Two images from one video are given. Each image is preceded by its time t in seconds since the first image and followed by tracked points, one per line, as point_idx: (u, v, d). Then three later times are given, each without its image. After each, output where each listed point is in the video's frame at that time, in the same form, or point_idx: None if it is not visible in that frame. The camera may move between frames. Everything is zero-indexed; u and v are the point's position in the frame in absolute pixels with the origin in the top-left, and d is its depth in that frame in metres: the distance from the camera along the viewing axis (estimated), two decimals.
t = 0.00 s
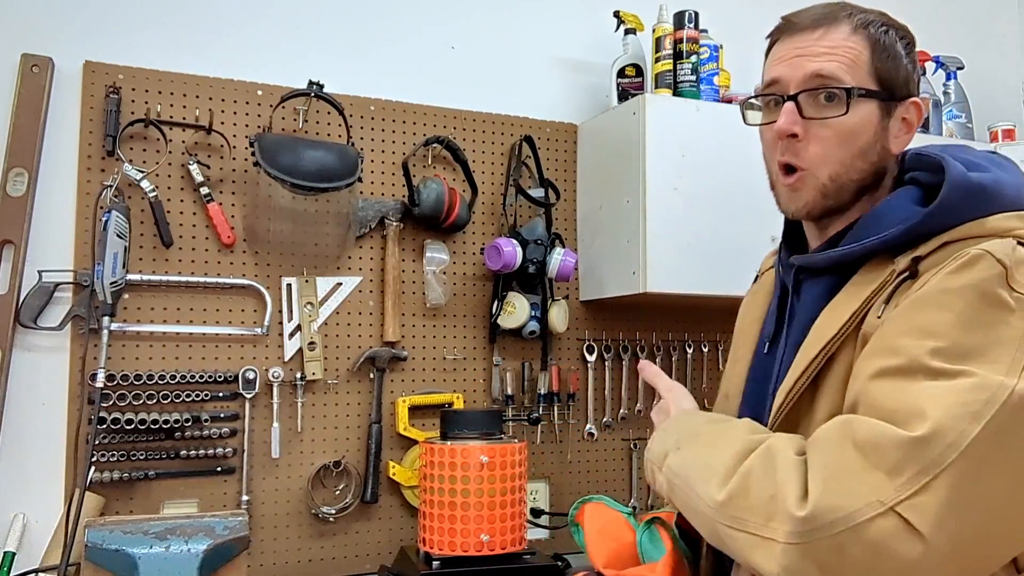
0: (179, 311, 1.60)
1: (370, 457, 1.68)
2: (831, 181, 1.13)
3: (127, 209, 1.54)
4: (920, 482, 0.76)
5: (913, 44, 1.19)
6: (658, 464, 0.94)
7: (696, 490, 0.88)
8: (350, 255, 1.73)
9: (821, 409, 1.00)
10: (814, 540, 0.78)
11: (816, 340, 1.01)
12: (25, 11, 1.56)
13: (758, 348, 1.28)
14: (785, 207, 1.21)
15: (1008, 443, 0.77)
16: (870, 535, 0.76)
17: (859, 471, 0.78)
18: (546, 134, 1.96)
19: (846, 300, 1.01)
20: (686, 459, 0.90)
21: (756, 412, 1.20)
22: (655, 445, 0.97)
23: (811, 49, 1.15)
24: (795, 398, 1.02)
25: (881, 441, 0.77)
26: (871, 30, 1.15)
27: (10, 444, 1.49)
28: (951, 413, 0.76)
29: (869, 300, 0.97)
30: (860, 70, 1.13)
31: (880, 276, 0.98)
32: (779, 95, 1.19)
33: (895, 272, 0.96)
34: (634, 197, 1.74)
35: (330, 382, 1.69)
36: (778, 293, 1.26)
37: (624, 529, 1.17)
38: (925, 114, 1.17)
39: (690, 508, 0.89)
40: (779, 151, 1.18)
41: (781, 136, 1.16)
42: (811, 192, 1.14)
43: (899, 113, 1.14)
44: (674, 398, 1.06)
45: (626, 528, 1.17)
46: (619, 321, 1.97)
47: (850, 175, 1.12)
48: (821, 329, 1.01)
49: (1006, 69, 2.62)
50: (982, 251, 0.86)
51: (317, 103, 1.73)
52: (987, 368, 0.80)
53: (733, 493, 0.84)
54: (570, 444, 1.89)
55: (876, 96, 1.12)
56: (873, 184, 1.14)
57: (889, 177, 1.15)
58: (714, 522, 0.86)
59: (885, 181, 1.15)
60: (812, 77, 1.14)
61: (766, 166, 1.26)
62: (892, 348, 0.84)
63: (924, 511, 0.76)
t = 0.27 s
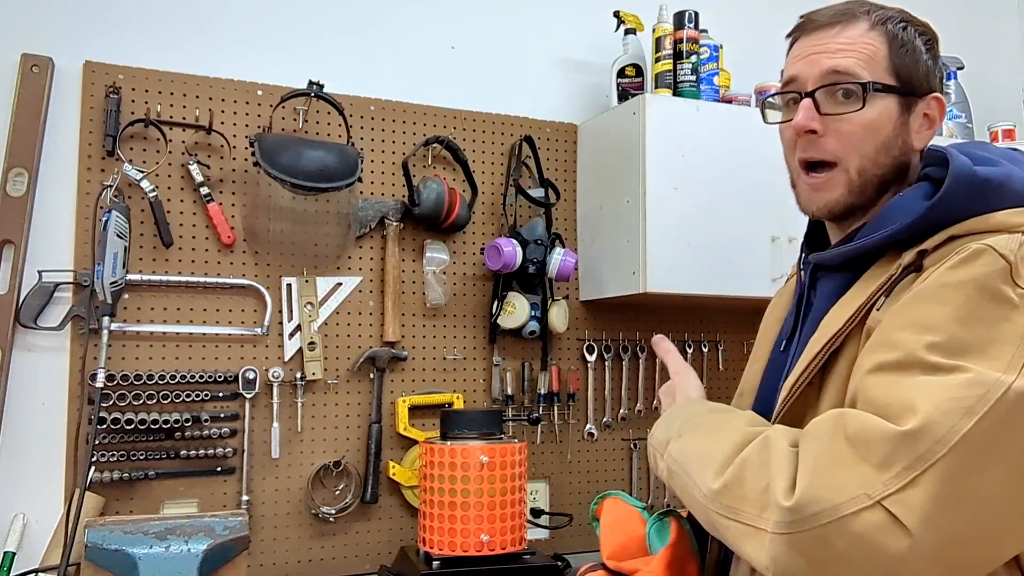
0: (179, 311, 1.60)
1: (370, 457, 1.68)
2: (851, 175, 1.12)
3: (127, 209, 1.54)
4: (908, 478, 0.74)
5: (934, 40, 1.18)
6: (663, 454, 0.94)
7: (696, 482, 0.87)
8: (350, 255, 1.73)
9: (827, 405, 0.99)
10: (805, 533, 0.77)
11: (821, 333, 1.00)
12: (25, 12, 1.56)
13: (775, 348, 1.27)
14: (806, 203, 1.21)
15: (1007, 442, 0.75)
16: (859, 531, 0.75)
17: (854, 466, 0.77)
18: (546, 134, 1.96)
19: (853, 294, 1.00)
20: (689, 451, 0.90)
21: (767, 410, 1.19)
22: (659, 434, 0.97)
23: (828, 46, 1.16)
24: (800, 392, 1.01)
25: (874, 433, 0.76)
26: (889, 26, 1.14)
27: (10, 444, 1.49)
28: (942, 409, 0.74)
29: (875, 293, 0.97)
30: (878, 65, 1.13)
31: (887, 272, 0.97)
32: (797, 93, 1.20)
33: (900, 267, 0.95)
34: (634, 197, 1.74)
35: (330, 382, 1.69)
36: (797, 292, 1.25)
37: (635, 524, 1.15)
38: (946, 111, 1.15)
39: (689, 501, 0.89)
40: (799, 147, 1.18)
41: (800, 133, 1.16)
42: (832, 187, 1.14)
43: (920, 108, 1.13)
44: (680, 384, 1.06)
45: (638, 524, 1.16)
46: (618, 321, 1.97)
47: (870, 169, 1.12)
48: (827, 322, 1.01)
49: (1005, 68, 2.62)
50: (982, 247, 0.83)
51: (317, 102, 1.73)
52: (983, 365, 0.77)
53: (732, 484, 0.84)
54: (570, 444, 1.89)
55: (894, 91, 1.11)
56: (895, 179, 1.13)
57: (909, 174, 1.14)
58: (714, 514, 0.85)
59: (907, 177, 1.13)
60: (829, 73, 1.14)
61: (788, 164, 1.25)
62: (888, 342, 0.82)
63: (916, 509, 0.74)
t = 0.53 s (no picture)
0: (179, 311, 1.60)
1: (370, 457, 1.68)
2: (864, 171, 1.12)
3: (127, 209, 1.54)
4: (928, 484, 0.74)
5: (956, 42, 1.17)
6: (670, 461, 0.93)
7: (706, 488, 0.87)
8: (350, 255, 1.73)
9: (837, 409, 0.99)
10: (824, 540, 0.76)
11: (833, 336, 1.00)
12: (25, 12, 1.56)
13: (784, 349, 1.27)
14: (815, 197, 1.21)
15: None
16: (880, 536, 0.74)
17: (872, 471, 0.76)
18: (546, 134, 1.96)
19: (866, 297, 1.00)
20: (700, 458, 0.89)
21: (774, 412, 1.19)
22: (664, 446, 0.96)
23: (846, 42, 1.16)
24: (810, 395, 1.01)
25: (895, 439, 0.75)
26: (908, 24, 1.14)
27: (10, 444, 1.49)
28: (964, 415, 0.74)
29: (890, 296, 0.97)
30: (894, 63, 1.12)
31: (901, 275, 0.97)
32: (813, 88, 1.20)
33: (917, 270, 0.95)
34: (634, 197, 1.74)
35: (330, 382, 1.69)
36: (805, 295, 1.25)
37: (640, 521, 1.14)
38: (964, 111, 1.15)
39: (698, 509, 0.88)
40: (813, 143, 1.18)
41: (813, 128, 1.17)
42: (839, 180, 1.15)
43: (937, 108, 1.12)
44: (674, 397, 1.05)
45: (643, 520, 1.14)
46: (618, 320, 1.97)
47: (884, 166, 1.11)
48: (839, 325, 1.00)
49: (1004, 67, 2.62)
50: (1002, 251, 0.84)
51: (317, 102, 1.73)
52: (1004, 371, 0.78)
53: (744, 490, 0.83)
54: (570, 444, 1.89)
55: (910, 90, 1.11)
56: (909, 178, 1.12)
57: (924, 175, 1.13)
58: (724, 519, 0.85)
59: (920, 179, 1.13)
60: (845, 69, 1.15)
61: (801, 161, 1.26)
62: (907, 347, 0.82)
63: (936, 514, 0.74)
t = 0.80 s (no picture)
0: (179, 311, 1.60)
1: (370, 457, 1.68)
2: (865, 175, 1.12)
3: (127, 209, 1.54)
4: (943, 486, 0.74)
5: (956, 42, 1.17)
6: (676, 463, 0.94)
7: (714, 490, 0.87)
8: (350, 255, 1.73)
9: (842, 409, 0.99)
10: (838, 542, 0.76)
11: (837, 336, 1.00)
12: (24, 11, 1.56)
13: (783, 348, 1.27)
14: (813, 199, 1.21)
15: None
16: (895, 538, 0.75)
17: (883, 472, 0.76)
18: (546, 134, 1.96)
19: (871, 298, 1.00)
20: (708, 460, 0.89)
21: (775, 412, 1.19)
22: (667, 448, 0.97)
23: (847, 45, 1.15)
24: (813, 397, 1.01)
25: (907, 441, 0.75)
26: (908, 27, 1.14)
27: (9, 444, 1.49)
28: (977, 418, 0.74)
29: (895, 297, 0.97)
30: (895, 67, 1.13)
31: (906, 275, 0.97)
32: (814, 91, 1.20)
33: (923, 270, 0.95)
34: (634, 197, 1.74)
35: (330, 382, 1.69)
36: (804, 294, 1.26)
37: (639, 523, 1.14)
38: (965, 114, 1.16)
39: (706, 511, 0.88)
40: (812, 146, 1.18)
41: (814, 132, 1.16)
42: (841, 184, 1.14)
43: (936, 110, 1.13)
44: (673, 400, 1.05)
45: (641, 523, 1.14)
46: (618, 320, 1.97)
47: (883, 169, 1.12)
48: (844, 326, 1.00)
49: (1004, 68, 2.62)
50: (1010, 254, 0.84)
51: (317, 102, 1.73)
52: (1013, 373, 0.78)
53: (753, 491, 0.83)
54: (570, 444, 1.89)
55: (911, 94, 1.11)
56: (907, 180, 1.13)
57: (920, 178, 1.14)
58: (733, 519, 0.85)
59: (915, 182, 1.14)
60: (846, 73, 1.14)
61: (798, 162, 1.25)
62: (917, 348, 0.82)
63: (950, 515, 0.74)
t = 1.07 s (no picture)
0: (179, 311, 1.60)
1: (370, 457, 1.68)
2: (853, 180, 1.13)
3: (127, 209, 1.54)
4: (942, 486, 0.74)
5: (941, 42, 1.17)
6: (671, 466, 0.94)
7: (712, 493, 0.87)
8: (350, 255, 1.73)
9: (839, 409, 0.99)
10: (838, 544, 0.76)
11: (832, 337, 1.00)
12: (25, 11, 1.56)
13: (775, 349, 1.27)
14: (804, 203, 1.21)
15: None
16: (894, 539, 0.75)
17: (881, 473, 0.76)
18: (546, 134, 1.96)
19: (865, 298, 1.00)
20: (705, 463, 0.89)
21: (770, 413, 1.19)
22: (661, 451, 0.96)
23: (833, 49, 1.15)
24: (809, 398, 1.01)
25: (905, 441, 0.76)
26: (894, 29, 1.14)
27: (9, 444, 1.49)
28: (976, 417, 0.74)
29: (889, 298, 0.97)
30: (882, 70, 1.13)
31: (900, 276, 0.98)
32: (802, 95, 1.20)
33: (916, 271, 0.95)
34: (634, 197, 1.74)
35: (330, 382, 1.69)
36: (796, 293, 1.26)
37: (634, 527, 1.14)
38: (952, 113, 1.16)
39: (704, 513, 0.88)
40: (801, 149, 1.18)
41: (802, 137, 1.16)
42: (831, 189, 1.15)
43: (923, 112, 1.13)
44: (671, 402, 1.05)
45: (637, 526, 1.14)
46: (618, 321, 1.97)
47: (872, 172, 1.12)
48: (839, 327, 1.00)
49: (1005, 68, 2.62)
50: (1005, 254, 0.84)
51: (317, 102, 1.73)
52: (1010, 372, 0.78)
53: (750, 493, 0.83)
54: (570, 444, 1.89)
55: (897, 97, 1.12)
56: (896, 182, 1.14)
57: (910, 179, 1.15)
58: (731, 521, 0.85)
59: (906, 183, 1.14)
60: (833, 77, 1.15)
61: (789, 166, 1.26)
62: (915, 348, 0.82)
63: (951, 514, 0.74)
